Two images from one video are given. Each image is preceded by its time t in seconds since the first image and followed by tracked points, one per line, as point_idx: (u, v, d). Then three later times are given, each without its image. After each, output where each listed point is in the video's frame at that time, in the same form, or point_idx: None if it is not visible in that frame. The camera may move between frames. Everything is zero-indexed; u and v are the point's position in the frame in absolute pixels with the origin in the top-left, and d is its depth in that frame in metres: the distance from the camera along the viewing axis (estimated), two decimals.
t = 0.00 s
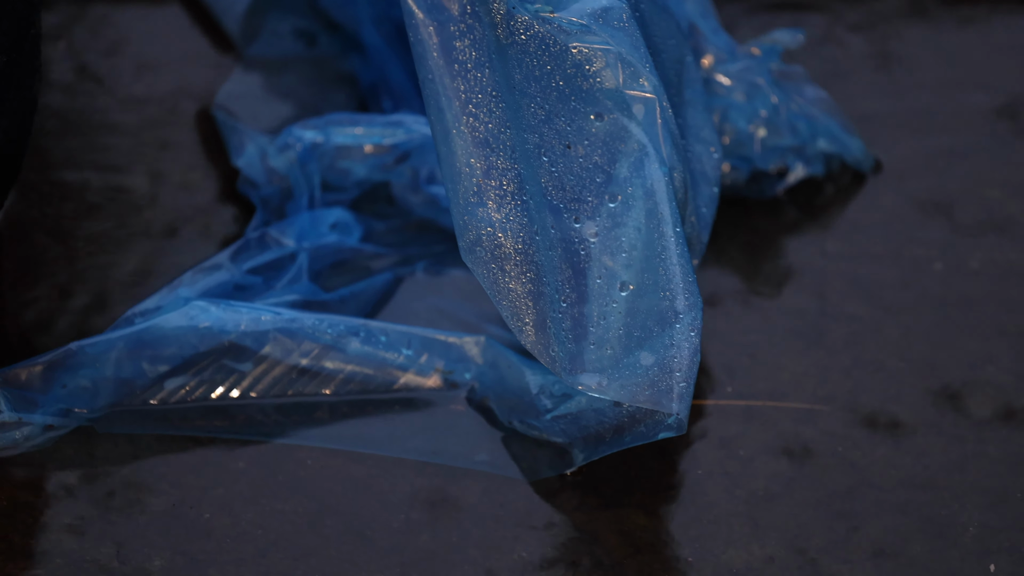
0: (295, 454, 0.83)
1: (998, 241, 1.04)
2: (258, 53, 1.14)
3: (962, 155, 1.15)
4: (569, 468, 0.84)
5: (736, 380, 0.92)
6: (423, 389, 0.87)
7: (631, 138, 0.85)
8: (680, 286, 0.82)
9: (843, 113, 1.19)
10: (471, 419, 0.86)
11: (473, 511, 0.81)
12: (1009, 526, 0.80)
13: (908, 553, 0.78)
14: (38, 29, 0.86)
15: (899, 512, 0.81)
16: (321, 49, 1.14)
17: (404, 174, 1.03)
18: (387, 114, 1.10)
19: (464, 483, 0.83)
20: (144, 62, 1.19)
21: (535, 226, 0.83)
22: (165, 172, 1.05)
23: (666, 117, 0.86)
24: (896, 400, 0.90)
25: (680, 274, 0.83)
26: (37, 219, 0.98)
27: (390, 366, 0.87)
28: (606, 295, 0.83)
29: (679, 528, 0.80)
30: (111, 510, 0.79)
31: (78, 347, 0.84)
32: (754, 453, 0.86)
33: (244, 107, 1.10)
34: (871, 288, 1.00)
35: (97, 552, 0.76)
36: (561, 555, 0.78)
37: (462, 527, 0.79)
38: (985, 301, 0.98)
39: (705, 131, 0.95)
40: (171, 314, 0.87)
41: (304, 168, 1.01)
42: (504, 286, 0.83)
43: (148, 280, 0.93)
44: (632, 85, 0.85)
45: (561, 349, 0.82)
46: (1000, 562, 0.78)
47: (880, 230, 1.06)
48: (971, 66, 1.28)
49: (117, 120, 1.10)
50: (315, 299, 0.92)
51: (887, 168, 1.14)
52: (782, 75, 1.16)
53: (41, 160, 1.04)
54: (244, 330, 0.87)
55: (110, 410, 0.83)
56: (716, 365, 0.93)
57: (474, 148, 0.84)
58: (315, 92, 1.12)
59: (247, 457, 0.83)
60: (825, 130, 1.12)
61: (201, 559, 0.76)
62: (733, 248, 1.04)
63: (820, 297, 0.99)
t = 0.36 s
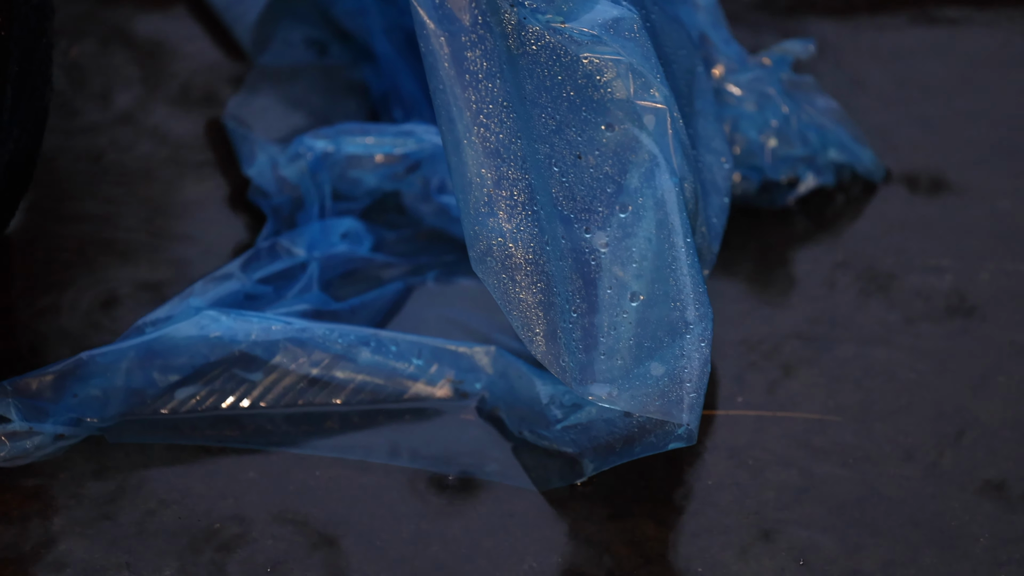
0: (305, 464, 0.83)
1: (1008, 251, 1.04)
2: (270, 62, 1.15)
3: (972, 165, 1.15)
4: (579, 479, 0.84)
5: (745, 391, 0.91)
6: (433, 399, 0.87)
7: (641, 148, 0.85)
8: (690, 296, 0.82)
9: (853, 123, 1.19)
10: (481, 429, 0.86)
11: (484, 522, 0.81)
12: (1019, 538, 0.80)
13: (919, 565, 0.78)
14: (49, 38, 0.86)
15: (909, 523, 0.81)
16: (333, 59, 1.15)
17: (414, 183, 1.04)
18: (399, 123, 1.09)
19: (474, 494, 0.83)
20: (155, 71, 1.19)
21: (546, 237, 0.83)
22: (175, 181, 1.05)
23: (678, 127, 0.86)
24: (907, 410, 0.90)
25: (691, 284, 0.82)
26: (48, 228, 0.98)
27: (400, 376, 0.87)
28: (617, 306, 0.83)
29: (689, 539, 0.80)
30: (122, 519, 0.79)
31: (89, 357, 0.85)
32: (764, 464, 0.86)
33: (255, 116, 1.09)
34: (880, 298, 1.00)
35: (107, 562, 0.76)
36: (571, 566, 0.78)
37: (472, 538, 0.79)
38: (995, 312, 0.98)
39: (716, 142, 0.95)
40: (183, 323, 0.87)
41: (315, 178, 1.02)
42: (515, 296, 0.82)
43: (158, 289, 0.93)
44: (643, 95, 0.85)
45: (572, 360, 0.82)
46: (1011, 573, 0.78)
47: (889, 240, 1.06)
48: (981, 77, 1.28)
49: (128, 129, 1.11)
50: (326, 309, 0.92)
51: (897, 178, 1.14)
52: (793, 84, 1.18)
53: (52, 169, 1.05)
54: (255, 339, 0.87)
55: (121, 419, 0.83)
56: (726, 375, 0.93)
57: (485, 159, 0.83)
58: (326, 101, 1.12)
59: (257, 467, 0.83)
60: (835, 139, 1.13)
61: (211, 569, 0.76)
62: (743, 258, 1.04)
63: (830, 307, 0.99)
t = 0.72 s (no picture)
0: (317, 474, 0.83)
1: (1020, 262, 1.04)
2: (283, 71, 1.14)
3: (985, 175, 1.15)
4: (591, 489, 0.84)
5: (758, 402, 0.91)
6: (445, 409, 0.87)
7: (653, 159, 0.85)
8: (703, 307, 0.82)
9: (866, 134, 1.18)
10: (493, 440, 0.86)
11: (496, 533, 0.81)
12: None
13: None
14: (61, 49, 0.85)
15: (921, 535, 0.81)
16: (345, 68, 1.15)
17: (427, 194, 1.04)
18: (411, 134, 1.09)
19: (487, 505, 0.82)
20: (168, 79, 1.19)
21: (558, 248, 0.83)
22: (187, 190, 1.05)
23: (690, 138, 0.86)
24: (919, 422, 0.90)
25: (703, 295, 0.82)
26: (60, 237, 0.98)
27: (413, 386, 0.87)
28: (629, 317, 0.84)
29: (701, 551, 0.80)
30: (134, 529, 0.78)
31: (102, 367, 0.85)
32: (777, 475, 0.86)
33: (269, 126, 1.10)
34: (893, 309, 0.99)
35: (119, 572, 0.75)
36: None
37: (484, 549, 0.79)
38: (1007, 323, 0.98)
39: (729, 152, 0.95)
40: (195, 333, 0.87)
41: (328, 188, 1.02)
42: (527, 307, 0.82)
43: (171, 298, 0.93)
44: (655, 106, 0.85)
45: (584, 370, 0.82)
46: None
47: (900, 251, 1.06)
48: (994, 86, 1.28)
49: (140, 137, 1.11)
50: (339, 318, 0.92)
51: (910, 189, 1.13)
52: (806, 95, 1.17)
53: (65, 177, 1.05)
54: (267, 349, 0.87)
55: (134, 429, 0.83)
56: (738, 386, 0.93)
57: (498, 170, 0.83)
58: (339, 111, 1.12)
59: (269, 478, 0.83)
60: (848, 150, 1.12)
61: None
62: (755, 268, 1.04)
63: (842, 317, 0.99)
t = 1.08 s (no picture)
0: (329, 485, 0.83)
1: None
2: (295, 82, 1.15)
3: (997, 187, 1.14)
4: (603, 502, 0.83)
5: (770, 414, 0.91)
6: (457, 421, 0.87)
7: (665, 171, 0.85)
8: (715, 319, 0.82)
9: (877, 144, 1.18)
10: (506, 451, 0.86)
11: (507, 544, 0.81)
12: None
13: None
14: (76, 60, 0.86)
15: (933, 548, 0.81)
16: (358, 79, 1.16)
17: (439, 205, 1.03)
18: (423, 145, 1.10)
19: (498, 516, 0.82)
20: (180, 88, 1.19)
21: (570, 260, 0.83)
22: (199, 200, 1.05)
23: (702, 151, 0.86)
24: (931, 434, 0.89)
25: (715, 306, 0.82)
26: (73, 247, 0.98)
27: (425, 398, 0.87)
28: (641, 329, 0.83)
29: (713, 563, 0.80)
30: (147, 541, 0.79)
31: (114, 378, 0.85)
32: (788, 487, 0.86)
33: (281, 137, 1.10)
34: (904, 321, 0.99)
35: None
36: None
37: (496, 561, 0.79)
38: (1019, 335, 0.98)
39: (741, 164, 0.95)
40: (207, 344, 0.87)
41: (340, 200, 1.02)
42: (538, 319, 0.82)
43: (182, 308, 0.93)
44: (667, 119, 0.85)
45: (596, 383, 0.82)
46: None
47: (911, 262, 1.06)
48: (1008, 97, 1.28)
49: (151, 146, 1.11)
50: (351, 330, 0.92)
51: (923, 203, 1.12)
52: (818, 107, 1.17)
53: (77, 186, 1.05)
54: (279, 361, 0.87)
55: (145, 440, 0.83)
56: (750, 398, 0.93)
57: (510, 182, 0.83)
58: (351, 123, 1.13)
59: (281, 489, 0.83)
60: (861, 162, 1.12)
61: None
62: (768, 279, 1.04)
63: (854, 330, 0.99)
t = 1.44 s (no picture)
0: (343, 498, 0.83)
1: None
2: (310, 94, 1.15)
3: (1012, 199, 1.14)
4: (617, 515, 0.83)
5: (784, 427, 0.91)
6: (471, 433, 0.86)
7: (681, 185, 0.85)
8: (730, 333, 0.82)
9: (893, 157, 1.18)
10: (520, 464, 0.85)
11: (521, 558, 0.81)
12: None
13: None
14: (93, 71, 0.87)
15: (947, 563, 0.81)
16: (374, 91, 1.16)
17: (454, 218, 1.03)
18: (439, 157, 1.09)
19: (512, 529, 0.82)
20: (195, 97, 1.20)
21: (585, 273, 0.83)
22: (213, 211, 1.05)
23: (717, 164, 0.86)
24: (946, 448, 0.89)
25: (730, 321, 0.82)
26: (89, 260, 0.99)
27: (439, 411, 0.86)
28: (656, 343, 0.83)
29: None
30: (162, 553, 0.79)
31: (128, 391, 0.84)
32: (803, 501, 0.86)
33: (295, 149, 1.10)
34: (918, 335, 0.99)
35: None
36: None
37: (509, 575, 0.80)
38: None
39: (756, 178, 0.95)
40: (222, 357, 0.87)
41: (355, 212, 1.02)
42: (554, 332, 0.82)
43: (198, 321, 0.94)
44: (683, 132, 0.85)
45: (611, 397, 0.82)
46: None
47: (924, 275, 1.06)
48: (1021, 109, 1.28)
49: (166, 156, 1.11)
50: (366, 343, 0.92)
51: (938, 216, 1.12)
52: (834, 119, 1.16)
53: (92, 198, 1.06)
54: (293, 374, 0.87)
55: (160, 453, 0.83)
56: (766, 412, 0.92)
57: (526, 196, 0.83)
58: (366, 134, 1.13)
59: (295, 502, 0.83)
60: (876, 174, 1.12)
61: None
62: (782, 292, 1.04)
63: (868, 342, 0.99)
